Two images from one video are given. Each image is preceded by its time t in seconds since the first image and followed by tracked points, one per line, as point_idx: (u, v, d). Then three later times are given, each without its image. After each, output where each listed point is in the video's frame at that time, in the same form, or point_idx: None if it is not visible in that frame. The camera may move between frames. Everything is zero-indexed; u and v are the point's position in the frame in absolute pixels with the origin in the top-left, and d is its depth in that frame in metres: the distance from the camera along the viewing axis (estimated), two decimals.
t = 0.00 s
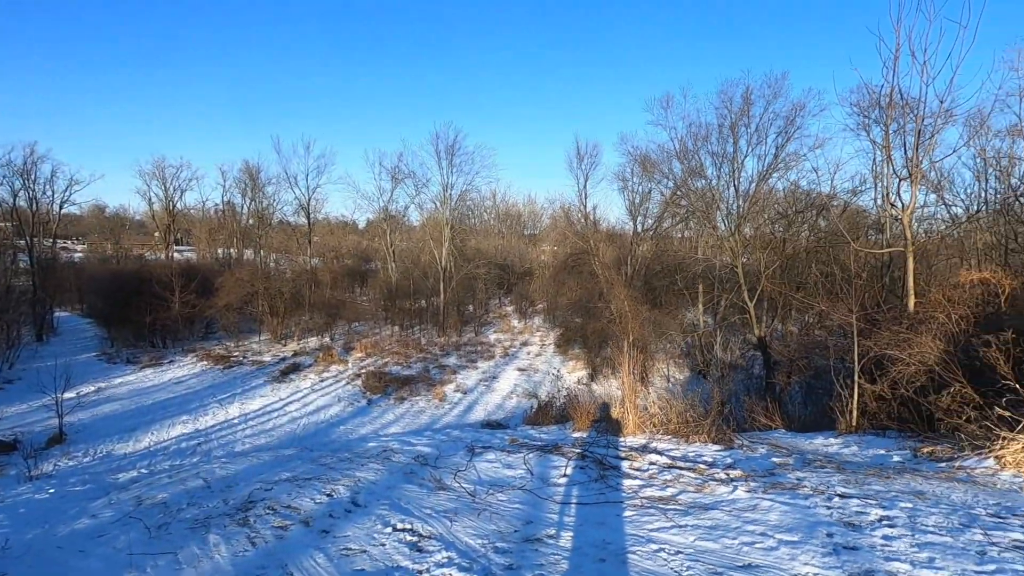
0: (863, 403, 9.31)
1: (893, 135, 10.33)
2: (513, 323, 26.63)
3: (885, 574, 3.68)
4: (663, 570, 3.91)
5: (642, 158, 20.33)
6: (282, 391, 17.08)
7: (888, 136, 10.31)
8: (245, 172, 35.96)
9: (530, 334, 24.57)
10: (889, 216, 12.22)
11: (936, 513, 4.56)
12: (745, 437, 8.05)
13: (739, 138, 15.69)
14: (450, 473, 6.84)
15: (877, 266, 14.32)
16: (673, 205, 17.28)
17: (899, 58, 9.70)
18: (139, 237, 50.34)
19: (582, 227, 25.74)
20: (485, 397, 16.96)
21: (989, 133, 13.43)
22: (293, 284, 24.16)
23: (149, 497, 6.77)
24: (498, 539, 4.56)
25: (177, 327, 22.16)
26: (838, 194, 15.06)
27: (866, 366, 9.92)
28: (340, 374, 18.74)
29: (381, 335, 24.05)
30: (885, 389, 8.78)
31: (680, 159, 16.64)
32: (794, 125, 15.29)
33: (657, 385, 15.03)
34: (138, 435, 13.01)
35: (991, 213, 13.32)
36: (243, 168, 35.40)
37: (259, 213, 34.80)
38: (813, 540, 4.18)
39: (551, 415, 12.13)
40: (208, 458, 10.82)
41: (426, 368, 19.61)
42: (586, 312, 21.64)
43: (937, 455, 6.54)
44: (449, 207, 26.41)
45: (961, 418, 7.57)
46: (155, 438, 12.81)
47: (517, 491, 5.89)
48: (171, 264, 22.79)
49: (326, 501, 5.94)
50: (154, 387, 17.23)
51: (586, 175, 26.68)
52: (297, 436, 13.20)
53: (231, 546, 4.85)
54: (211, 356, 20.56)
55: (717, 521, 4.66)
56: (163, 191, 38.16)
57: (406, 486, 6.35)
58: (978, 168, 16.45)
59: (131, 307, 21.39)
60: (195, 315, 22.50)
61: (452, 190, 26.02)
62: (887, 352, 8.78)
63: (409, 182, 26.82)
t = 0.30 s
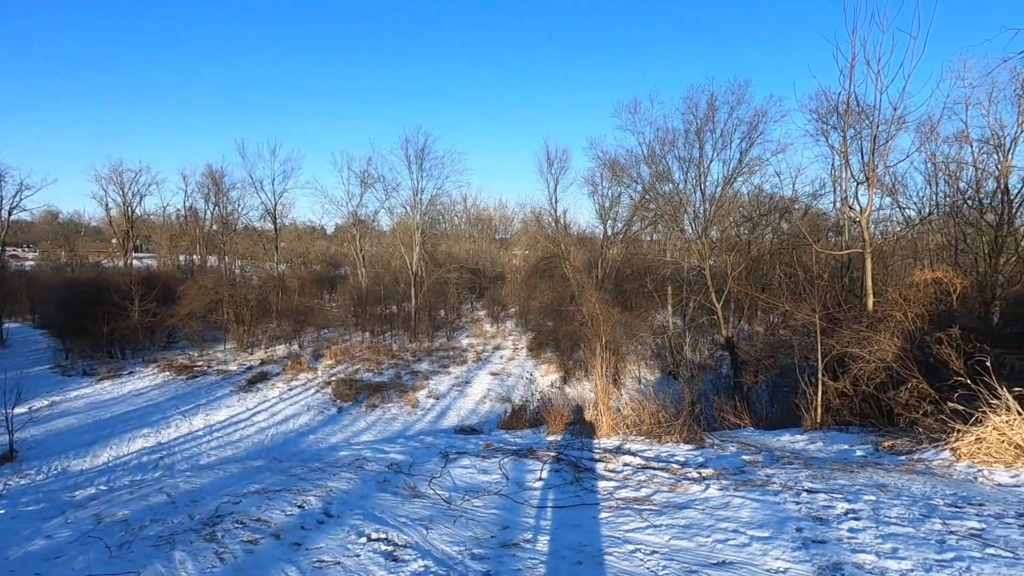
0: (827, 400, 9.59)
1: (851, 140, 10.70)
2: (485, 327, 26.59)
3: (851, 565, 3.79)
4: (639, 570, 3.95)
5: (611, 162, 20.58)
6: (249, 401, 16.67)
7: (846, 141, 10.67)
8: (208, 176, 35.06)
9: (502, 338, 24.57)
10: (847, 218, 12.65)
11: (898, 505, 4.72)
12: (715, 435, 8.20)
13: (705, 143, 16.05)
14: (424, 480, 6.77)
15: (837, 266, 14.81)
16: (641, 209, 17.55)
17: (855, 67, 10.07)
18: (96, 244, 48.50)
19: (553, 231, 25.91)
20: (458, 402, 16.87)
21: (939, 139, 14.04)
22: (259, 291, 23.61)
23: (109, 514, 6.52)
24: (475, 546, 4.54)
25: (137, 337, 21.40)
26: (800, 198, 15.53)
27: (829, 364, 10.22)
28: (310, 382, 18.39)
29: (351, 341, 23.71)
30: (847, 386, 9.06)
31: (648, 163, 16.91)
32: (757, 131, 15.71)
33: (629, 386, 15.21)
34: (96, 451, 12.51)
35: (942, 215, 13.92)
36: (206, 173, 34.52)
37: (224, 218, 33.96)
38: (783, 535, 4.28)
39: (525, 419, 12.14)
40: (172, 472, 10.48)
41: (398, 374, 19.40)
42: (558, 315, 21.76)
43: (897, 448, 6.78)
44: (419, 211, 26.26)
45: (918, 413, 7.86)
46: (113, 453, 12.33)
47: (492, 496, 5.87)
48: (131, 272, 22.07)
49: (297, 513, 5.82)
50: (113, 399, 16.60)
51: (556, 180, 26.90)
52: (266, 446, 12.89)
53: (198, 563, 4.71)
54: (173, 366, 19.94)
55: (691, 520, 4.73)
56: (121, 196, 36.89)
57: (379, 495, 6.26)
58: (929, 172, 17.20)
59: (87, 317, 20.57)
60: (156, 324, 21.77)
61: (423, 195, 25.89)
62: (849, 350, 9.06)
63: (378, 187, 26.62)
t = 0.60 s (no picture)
0: (814, 399, 9.69)
1: (833, 143, 10.87)
2: (473, 330, 26.54)
3: (843, 563, 3.82)
4: (634, 572, 3.95)
5: (598, 165, 20.68)
6: (235, 407, 16.46)
7: (829, 145, 10.84)
8: (192, 181, 34.67)
9: (491, 342, 24.55)
10: (830, 220, 12.83)
11: (886, 502, 4.78)
12: (705, 436, 8.25)
13: (691, 146, 16.20)
14: (416, 485, 6.74)
15: (821, 267, 15.01)
16: (629, 212, 17.67)
17: (837, 72, 10.25)
18: (76, 250, 47.65)
19: (541, 234, 25.99)
20: (447, 406, 16.80)
21: (918, 143, 14.30)
22: (245, 296, 23.35)
23: (94, 525, 6.39)
24: (468, 550, 4.54)
25: (119, 344, 21.05)
26: (784, 200, 15.73)
27: (815, 363, 10.33)
28: (297, 388, 18.21)
29: (338, 346, 23.56)
30: (833, 386, 9.17)
31: (634, 166, 17.02)
32: (741, 134, 15.91)
33: (617, 388, 15.26)
34: (77, 461, 12.26)
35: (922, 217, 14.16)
36: (190, 177, 34.15)
37: (208, 223, 33.59)
38: (776, 534, 4.32)
39: (515, 422, 12.12)
40: (157, 481, 10.31)
41: (386, 378, 19.29)
42: (546, 318, 21.80)
43: (883, 447, 6.88)
44: (407, 215, 26.21)
45: (903, 411, 7.98)
46: (95, 463, 12.09)
47: (485, 501, 5.85)
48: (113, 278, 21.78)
49: (288, 520, 5.75)
50: (94, 408, 16.28)
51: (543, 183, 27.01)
52: (253, 454, 12.73)
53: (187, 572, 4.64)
54: (157, 373, 19.64)
55: (684, 521, 4.75)
56: (102, 201, 36.33)
57: (371, 501, 6.21)
58: (909, 174, 17.52)
59: (67, 323, 20.21)
60: (139, 330, 21.44)
61: (410, 199, 25.85)
62: (835, 351, 9.17)
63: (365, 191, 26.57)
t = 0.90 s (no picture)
0: (822, 401, 9.65)
1: (839, 144, 10.83)
2: (478, 332, 26.56)
3: (854, 566, 3.80)
4: (644, 575, 3.94)
5: (602, 167, 20.66)
6: (240, 409, 16.51)
7: (835, 146, 10.80)
8: (198, 184, 34.86)
9: (495, 344, 24.56)
10: (836, 222, 12.77)
11: (897, 505, 4.75)
12: (712, 438, 8.22)
13: (695, 147, 16.17)
14: (422, 487, 6.73)
15: (828, 268, 14.93)
16: (633, 213, 17.66)
17: (843, 72, 10.21)
18: (82, 253, 47.88)
19: (545, 236, 25.99)
20: (452, 408, 16.81)
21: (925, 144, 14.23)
22: (250, 299, 23.42)
23: (102, 526, 6.41)
24: (477, 552, 4.54)
25: (125, 346, 21.13)
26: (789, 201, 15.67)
27: (822, 365, 10.28)
28: (302, 390, 18.25)
29: (343, 348, 23.60)
30: (841, 388, 9.13)
31: (639, 167, 16.99)
32: (746, 135, 15.86)
33: (623, 390, 15.22)
34: (85, 463, 12.31)
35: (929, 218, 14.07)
36: (195, 180, 34.33)
37: (213, 226, 33.73)
38: (786, 537, 4.30)
39: (520, 424, 12.10)
40: (164, 483, 10.35)
41: (391, 380, 19.32)
42: (551, 319, 21.77)
43: (892, 449, 6.84)
44: (411, 217, 26.27)
45: (912, 413, 7.93)
46: (103, 464, 12.16)
47: (493, 503, 5.84)
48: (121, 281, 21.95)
49: (295, 522, 5.76)
50: (101, 410, 16.35)
51: (547, 185, 27.03)
52: (259, 455, 12.77)
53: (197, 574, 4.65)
54: (163, 375, 19.71)
55: (693, 523, 4.74)
56: (109, 204, 36.55)
57: (378, 503, 6.22)
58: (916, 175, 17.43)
59: (75, 326, 20.34)
60: (146, 333, 21.51)
61: (415, 201, 25.90)
62: (842, 352, 9.13)
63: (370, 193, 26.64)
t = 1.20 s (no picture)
0: (833, 404, 9.57)
1: (850, 145, 10.74)
2: (486, 334, 26.58)
3: (870, 571, 3.76)
4: None
5: (610, 168, 20.62)
6: (251, 411, 16.62)
7: (846, 146, 10.71)
8: (209, 187, 35.20)
9: (503, 346, 24.57)
10: (848, 223, 12.64)
11: (912, 509, 4.70)
12: (723, 441, 8.15)
13: (704, 148, 16.09)
14: (432, 489, 6.74)
15: (839, 270, 14.80)
16: (641, 215, 17.59)
17: (854, 72, 10.13)
18: (95, 256, 48.42)
19: (553, 237, 25.98)
20: (460, 410, 16.83)
21: (937, 144, 14.07)
22: (260, 300, 23.54)
23: (116, 526, 6.47)
24: (487, 554, 4.55)
25: (138, 348, 21.31)
26: (800, 202, 15.55)
27: (834, 368, 10.19)
28: (312, 391, 18.34)
29: (352, 350, 23.70)
30: (854, 390, 9.04)
31: (647, 169, 16.93)
32: (756, 136, 15.76)
33: (632, 392, 15.15)
34: (98, 463, 12.44)
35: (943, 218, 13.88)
36: (206, 184, 34.65)
37: (224, 228, 34.00)
38: (799, 541, 4.26)
39: (529, 427, 12.08)
40: (176, 483, 10.43)
41: (400, 382, 19.37)
42: (559, 321, 21.73)
43: (906, 452, 6.76)
44: (420, 220, 26.34)
45: (926, 416, 7.83)
46: (115, 464, 12.30)
47: (503, 505, 5.84)
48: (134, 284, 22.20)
49: (307, 523, 5.79)
50: (114, 411, 16.51)
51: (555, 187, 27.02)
52: (269, 456, 12.85)
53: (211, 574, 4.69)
54: (174, 377, 19.87)
55: (705, 527, 4.71)
56: (122, 207, 36.98)
57: (388, 504, 6.23)
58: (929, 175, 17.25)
59: (89, 329, 20.59)
60: (158, 335, 21.68)
61: (423, 203, 25.98)
62: (854, 355, 9.04)
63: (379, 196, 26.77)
